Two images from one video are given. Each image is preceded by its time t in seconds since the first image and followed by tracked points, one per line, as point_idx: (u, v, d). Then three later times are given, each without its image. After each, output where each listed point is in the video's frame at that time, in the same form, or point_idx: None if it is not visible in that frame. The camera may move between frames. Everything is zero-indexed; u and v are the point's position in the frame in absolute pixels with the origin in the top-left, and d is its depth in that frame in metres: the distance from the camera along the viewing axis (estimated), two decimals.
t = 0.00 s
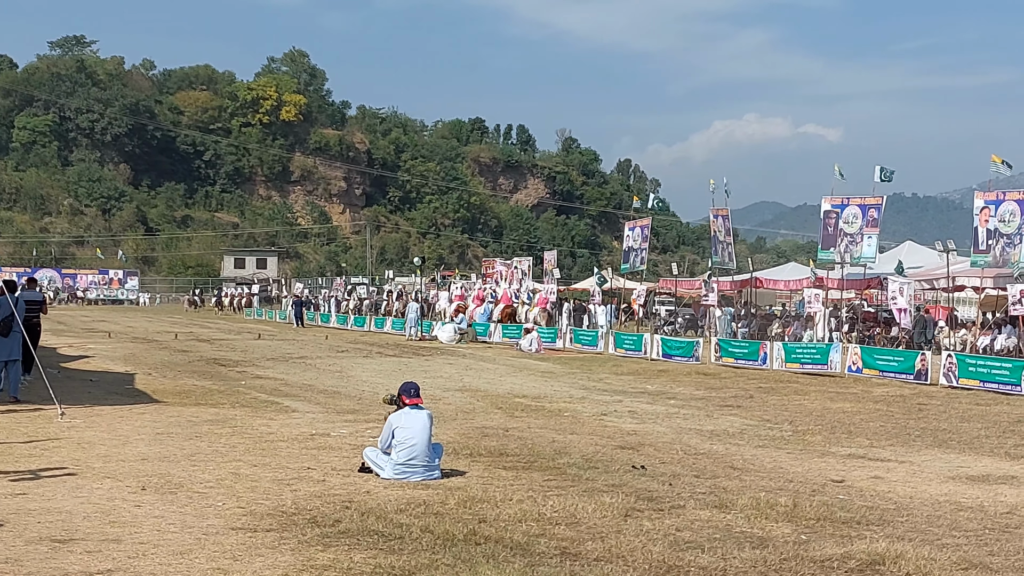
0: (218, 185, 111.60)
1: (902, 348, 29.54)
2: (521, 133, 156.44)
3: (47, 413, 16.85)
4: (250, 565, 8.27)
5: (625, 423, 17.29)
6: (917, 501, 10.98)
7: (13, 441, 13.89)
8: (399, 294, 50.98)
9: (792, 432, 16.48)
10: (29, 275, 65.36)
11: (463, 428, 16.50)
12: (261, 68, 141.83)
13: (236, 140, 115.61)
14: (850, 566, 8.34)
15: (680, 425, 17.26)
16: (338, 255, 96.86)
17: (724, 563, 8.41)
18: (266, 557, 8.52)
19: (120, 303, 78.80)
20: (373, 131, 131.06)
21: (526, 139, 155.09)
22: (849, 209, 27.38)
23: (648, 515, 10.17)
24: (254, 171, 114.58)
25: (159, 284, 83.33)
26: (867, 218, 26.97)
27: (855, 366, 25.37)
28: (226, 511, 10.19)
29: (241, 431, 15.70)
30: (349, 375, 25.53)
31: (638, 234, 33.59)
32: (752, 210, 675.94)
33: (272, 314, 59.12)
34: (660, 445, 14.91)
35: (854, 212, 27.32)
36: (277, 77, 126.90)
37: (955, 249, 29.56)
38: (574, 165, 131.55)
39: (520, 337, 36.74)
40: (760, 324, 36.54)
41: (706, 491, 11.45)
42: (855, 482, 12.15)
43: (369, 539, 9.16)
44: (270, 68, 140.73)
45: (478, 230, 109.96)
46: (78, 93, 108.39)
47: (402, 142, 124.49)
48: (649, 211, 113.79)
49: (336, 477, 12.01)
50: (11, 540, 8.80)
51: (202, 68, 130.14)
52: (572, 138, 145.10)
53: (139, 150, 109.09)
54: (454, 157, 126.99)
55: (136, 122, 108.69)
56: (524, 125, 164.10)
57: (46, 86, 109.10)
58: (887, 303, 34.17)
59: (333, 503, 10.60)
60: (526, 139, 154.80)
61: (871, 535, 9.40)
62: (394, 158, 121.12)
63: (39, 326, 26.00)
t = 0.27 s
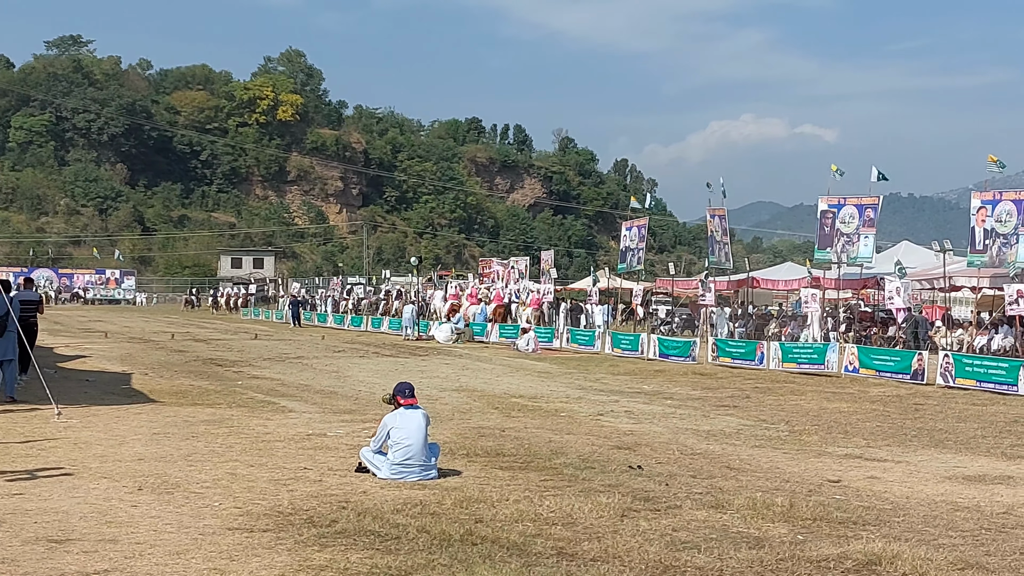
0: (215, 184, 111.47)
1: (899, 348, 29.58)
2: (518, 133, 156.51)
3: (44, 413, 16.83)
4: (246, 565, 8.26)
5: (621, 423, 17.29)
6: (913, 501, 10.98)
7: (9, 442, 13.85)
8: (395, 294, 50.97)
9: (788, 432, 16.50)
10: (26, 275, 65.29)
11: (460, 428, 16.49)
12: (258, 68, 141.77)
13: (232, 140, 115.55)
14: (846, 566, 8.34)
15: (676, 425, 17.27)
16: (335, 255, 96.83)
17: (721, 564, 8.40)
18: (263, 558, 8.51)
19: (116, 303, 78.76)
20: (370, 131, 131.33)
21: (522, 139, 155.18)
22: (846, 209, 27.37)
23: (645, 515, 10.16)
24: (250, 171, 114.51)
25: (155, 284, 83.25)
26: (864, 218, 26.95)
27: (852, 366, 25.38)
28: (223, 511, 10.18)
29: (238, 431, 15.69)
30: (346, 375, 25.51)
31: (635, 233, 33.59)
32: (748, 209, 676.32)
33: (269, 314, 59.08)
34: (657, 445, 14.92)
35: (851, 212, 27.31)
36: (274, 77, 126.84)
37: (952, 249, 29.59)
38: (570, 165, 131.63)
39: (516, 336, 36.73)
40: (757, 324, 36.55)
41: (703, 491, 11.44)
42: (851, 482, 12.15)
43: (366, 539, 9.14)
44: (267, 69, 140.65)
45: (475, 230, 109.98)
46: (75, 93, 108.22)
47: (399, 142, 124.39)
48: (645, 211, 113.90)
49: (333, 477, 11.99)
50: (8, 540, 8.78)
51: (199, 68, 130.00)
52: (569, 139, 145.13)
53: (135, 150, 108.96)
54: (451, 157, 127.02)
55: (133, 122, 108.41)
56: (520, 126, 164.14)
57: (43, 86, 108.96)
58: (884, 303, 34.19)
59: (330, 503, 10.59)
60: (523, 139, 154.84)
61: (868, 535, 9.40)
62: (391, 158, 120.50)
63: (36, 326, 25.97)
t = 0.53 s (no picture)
0: (212, 185, 111.37)
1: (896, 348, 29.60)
2: (515, 133, 156.53)
3: (41, 413, 16.82)
4: (244, 565, 8.25)
5: (619, 423, 17.30)
6: (910, 502, 11.00)
7: (6, 442, 13.84)
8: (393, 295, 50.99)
9: (785, 432, 16.53)
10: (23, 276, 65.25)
11: (457, 428, 16.50)
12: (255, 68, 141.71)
13: (230, 140, 115.50)
14: (844, 565, 8.34)
15: (674, 425, 17.29)
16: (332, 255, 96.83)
17: (718, 564, 8.41)
18: (261, 558, 8.51)
19: (114, 303, 78.79)
20: (367, 131, 131.36)
21: (520, 139, 155.22)
22: (843, 209, 27.42)
23: (642, 516, 10.16)
24: (248, 171, 114.46)
25: (153, 284, 83.21)
26: (861, 219, 27.01)
27: (849, 366, 25.40)
28: (221, 512, 10.18)
29: (235, 431, 15.68)
30: (343, 375, 25.52)
31: (632, 233, 33.62)
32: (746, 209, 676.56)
33: (267, 314, 59.05)
34: (654, 445, 14.94)
35: (848, 212, 27.36)
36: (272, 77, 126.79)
37: (948, 249, 29.65)
38: (568, 165, 131.67)
39: (514, 336, 36.76)
40: (755, 324, 36.61)
41: (701, 491, 11.45)
42: (849, 482, 12.17)
43: (363, 540, 9.14)
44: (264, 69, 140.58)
45: (473, 230, 109.99)
46: (72, 94, 108.13)
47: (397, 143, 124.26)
48: (643, 211, 113.99)
49: (330, 477, 12.00)
50: (5, 541, 8.78)
51: (196, 68, 129.91)
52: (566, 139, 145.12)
53: (133, 150, 108.84)
54: (448, 157, 127.04)
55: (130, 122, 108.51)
56: (518, 125, 164.11)
57: (40, 86, 108.82)
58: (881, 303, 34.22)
59: (327, 504, 10.58)
60: (520, 139, 154.82)
61: (865, 535, 9.41)
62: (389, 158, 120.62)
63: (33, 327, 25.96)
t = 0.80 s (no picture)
0: (209, 185, 111.19)
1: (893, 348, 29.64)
2: (513, 133, 156.53)
3: (38, 414, 16.79)
4: (241, 566, 8.25)
5: (616, 424, 17.32)
6: (907, 502, 11.01)
7: (3, 443, 13.81)
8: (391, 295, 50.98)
9: (782, 433, 16.54)
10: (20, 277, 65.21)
11: (454, 429, 16.48)
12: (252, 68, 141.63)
13: (227, 141, 115.40)
14: (840, 566, 8.35)
15: (670, 426, 17.28)
16: (329, 256, 96.82)
17: (715, 564, 8.40)
18: (258, 558, 8.49)
19: (111, 303, 78.85)
20: (364, 131, 131.39)
21: (517, 139, 155.22)
22: (840, 210, 27.46)
23: (639, 516, 10.16)
24: (245, 172, 114.37)
25: (150, 285, 83.16)
26: (858, 219, 27.07)
27: (846, 366, 25.41)
28: (217, 512, 10.15)
29: (232, 432, 15.67)
30: (340, 376, 25.50)
31: (630, 234, 33.60)
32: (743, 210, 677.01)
33: (264, 314, 59.00)
34: (651, 446, 14.93)
35: (845, 213, 27.39)
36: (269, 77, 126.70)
37: (946, 249, 29.70)
38: (565, 165, 131.70)
39: (511, 337, 36.72)
40: (752, 325, 36.65)
41: (697, 492, 11.46)
42: (845, 483, 12.18)
43: (360, 540, 9.13)
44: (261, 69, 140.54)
45: (470, 230, 109.96)
46: (69, 94, 108.01)
47: (394, 143, 124.33)
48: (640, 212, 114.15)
49: (327, 478, 11.98)
50: (1, 542, 8.74)
51: (193, 69, 129.76)
52: (563, 139, 145.16)
53: (130, 151, 108.68)
54: (445, 157, 127.03)
55: (128, 123, 108.32)
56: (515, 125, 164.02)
57: (37, 87, 108.72)
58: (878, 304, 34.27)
59: (323, 504, 10.57)
60: (518, 140, 154.85)
61: (862, 536, 9.41)
62: (386, 159, 120.49)
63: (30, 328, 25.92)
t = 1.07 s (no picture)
0: (206, 186, 111.09)
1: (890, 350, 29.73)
2: (510, 134, 156.53)
3: (35, 415, 16.75)
4: (237, 568, 8.23)
5: (613, 426, 17.28)
6: (904, 504, 11.00)
7: None
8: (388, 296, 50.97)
9: (779, 434, 16.54)
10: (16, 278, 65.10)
11: (451, 431, 16.45)
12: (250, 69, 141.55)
13: (224, 142, 115.28)
14: (838, 568, 8.35)
15: (667, 427, 17.26)
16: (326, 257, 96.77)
17: (712, 565, 8.41)
18: (255, 560, 8.48)
19: (108, 305, 78.80)
20: (362, 132, 131.38)
21: (514, 141, 155.23)
22: (837, 211, 27.46)
23: (636, 517, 10.16)
24: (242, 173, 114.28)
25: (146, 287, 83.06)
26: (855, 220, 27.07)
27: (842, 367, 25.41)
28: (214, 514, 10.13)
29: (228, 433, 15.64)
30: (337, 378, 25.47)
31: (626, 235, 33.62)
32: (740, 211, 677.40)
33: (261, 315, 58.96)
34: (648, 447, 14.93)
35: (842, 214, 27.41)
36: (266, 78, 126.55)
37: (943, 250, 29.76)
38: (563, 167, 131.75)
39: (508, 338, 36.74)
40: (749, 326, 36.70)
41: (694, 493, 11.45)
42: (842, 484, 12.18)
43: (357, 542, 9.12)
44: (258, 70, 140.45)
45: (468, 232, 109.96)
46: (66, 95, 107.91)
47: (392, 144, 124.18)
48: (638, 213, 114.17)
49: (324, 479, 11.96)
50: None
51: (191, 70, 129.59)
52: (560, 141, 145.13)
53: (127, 152, 108.57)
54: (442, 159, 127.01)
55: (124, 124, 107.55)
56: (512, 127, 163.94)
57: (34, 88, 108.62)
58: (875, 305, 34.35)
59: (320, 505, 10.56)
60: (515, 141, 154.86)
61: (859, 537, 9.41)
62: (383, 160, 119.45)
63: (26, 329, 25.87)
